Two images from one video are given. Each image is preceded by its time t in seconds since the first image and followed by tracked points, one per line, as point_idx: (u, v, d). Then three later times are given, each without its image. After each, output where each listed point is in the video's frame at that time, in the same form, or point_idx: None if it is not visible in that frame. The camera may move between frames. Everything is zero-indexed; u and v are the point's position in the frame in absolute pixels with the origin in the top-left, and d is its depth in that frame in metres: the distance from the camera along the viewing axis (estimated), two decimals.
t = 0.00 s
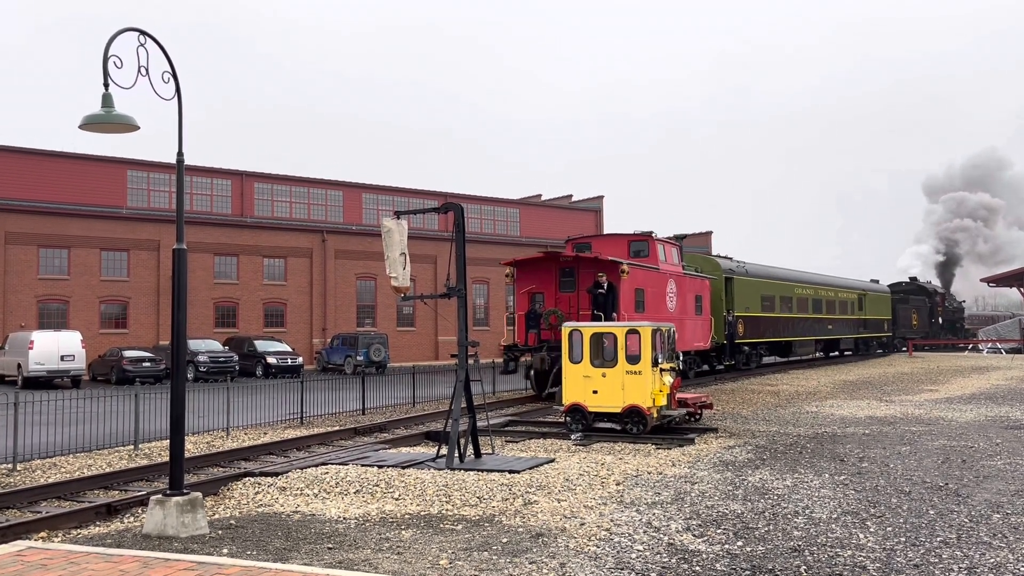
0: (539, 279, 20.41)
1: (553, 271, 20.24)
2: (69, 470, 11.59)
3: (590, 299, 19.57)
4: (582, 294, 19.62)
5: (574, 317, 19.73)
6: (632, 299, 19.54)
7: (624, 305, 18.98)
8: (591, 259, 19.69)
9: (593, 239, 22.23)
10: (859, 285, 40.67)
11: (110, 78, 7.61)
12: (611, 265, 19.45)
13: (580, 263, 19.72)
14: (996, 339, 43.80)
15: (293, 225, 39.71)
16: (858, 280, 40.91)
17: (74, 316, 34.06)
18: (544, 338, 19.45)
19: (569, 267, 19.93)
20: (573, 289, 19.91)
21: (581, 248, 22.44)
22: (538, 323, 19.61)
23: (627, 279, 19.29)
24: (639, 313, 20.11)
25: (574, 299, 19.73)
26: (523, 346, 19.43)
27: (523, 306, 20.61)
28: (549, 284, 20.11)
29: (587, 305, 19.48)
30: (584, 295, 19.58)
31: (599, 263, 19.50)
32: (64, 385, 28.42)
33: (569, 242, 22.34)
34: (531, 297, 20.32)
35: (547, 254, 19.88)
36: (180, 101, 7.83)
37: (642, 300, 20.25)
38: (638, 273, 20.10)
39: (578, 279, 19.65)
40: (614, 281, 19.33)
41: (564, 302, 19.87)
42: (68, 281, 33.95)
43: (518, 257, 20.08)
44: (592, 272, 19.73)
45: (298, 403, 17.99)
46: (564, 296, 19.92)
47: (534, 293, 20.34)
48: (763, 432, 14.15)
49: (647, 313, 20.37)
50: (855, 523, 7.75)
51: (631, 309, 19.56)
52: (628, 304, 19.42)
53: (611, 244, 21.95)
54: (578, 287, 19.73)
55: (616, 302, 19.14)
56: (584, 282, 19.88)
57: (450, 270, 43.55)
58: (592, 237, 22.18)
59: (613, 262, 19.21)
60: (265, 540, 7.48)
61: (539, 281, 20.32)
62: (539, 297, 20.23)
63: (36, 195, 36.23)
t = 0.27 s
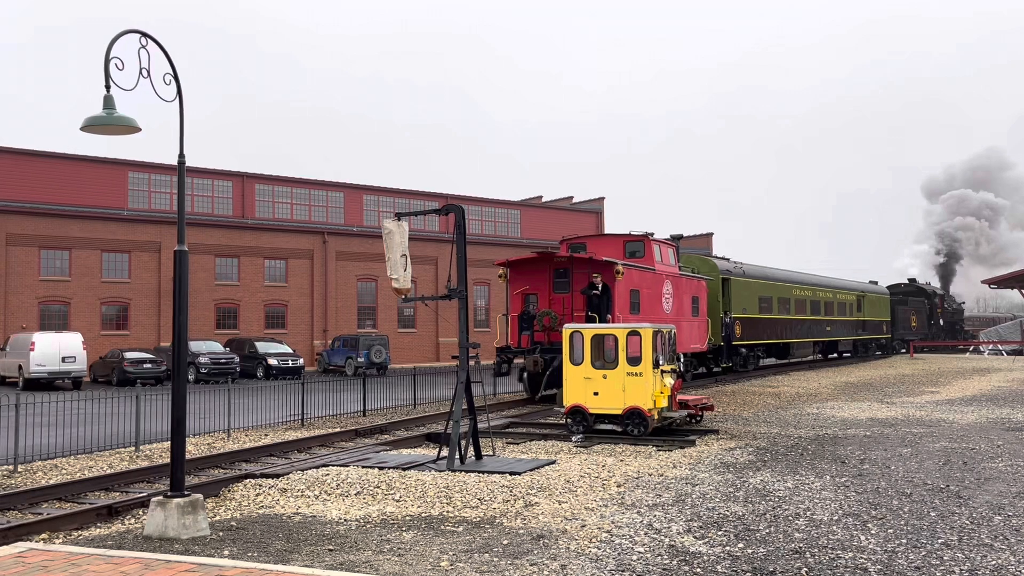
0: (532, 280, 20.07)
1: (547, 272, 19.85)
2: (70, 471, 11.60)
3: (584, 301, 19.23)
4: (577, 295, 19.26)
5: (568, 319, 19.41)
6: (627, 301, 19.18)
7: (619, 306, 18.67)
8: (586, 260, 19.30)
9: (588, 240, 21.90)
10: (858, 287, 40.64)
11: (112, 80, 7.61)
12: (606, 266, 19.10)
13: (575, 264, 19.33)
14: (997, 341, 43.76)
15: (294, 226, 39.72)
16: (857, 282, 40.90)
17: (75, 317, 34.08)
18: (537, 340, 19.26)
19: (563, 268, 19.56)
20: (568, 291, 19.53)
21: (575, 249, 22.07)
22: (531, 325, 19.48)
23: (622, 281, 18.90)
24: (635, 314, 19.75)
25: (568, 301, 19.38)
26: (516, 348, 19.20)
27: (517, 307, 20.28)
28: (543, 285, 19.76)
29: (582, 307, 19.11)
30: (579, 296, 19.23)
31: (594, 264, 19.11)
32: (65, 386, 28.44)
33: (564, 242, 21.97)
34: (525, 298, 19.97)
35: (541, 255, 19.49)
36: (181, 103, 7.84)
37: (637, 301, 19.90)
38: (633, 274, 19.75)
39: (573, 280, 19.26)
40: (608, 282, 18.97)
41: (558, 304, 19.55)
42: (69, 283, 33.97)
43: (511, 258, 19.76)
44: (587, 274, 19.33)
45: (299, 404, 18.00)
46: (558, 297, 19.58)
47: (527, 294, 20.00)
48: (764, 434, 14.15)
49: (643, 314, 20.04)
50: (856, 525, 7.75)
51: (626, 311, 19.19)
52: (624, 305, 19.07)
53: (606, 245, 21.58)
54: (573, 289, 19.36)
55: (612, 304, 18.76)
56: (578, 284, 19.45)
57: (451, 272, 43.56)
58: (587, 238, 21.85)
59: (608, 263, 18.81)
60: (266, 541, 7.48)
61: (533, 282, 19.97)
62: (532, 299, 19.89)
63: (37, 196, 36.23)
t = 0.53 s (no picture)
0: (527, 281, 19.88)
1: (542, 273, 19.66)
2: (71, 473, 11.62)
3: (578, 301, 18.97)
4: (570, 296, 19.03)
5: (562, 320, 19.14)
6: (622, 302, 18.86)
7: (614, 307, 18.40)
8: (579, 260, 19.05)
9: (584, 241, 21.64)
10: (857, 288, 40.62)
11: (113, 82, 7.63)
12: (600, 266, 18.84)
13: (569, 264, 19.10)
14: (998, 342, 43.74)
15: (296, 228, 39.75)
16: (856, 283, 40.88)
17: (77, 319, 34.10)
18: (531, 341, 19.06)
19: (557, 268, 19.34)
20: (561, 291, 19.31)
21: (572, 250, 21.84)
22: (525, 326, 19.28)
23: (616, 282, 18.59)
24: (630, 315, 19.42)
25: (562, 302, 19.15)
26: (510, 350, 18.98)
27: (512, 308, 20.10)
28: (537, 286, 19.58)
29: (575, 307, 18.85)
30: (572, 297, 18.96)
31: (588, 264, 18.86)
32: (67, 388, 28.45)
33: (560, 243, 21.75)
34: (520, 299, 19.79)
35: (535, 255, 19.31)
36: (183, 105, 7.85)
37: (633, 302, 19.56)
38: (628, 274, 19.47)
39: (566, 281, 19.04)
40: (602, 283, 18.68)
41: (552, 305, 19.28)
42: (70, 284, 34.00)
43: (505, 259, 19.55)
44: (581, 274, 19.09)
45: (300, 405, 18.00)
46: (551, 298, 19.38)
47: (522, 295, 19.82)
48: (765, 436, 14.15)
49: (638, 316, 19.70)
50: (858, 527, 7.74)
51: (621, 312, 18.86)
52: (619, 306, 18.79)
53: (602, 245, 21.31)
54: (566, 289, 19.13)
55: (605, 305, 18.48)
56: (572, 284, 19.22)
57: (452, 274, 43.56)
58: (582, 239, 21.58)
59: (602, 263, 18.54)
60: (267, 542, 7.49)
61: (528, 283, 19.79)
62: (527, 300, 19.71)
63: (38, 198, 36.25)
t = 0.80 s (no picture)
0: (520, 282, 19.11)
1: (535, 273, 18.85)
2: (73, 474, 11.63)
3: (572, 303, 18.20)
4: (564, 298, 18.25)
5: (556, 321, 18.35)
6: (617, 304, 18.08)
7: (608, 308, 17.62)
8: (574, 261, 18.24)
9: (579, 241, 20.76)
10: (855, 290, 40.59)
11: (116, 84, 7.64)
12: (594, 266, 18.03)
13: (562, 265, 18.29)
14: (1000, 345, 43.72)
15: (297, 230, 39.77)
16: (855, 285, 40.83)
17: (78, 320, 34.13)
18: (523, 344, 18.43)
19: (551, 269, 18.55)
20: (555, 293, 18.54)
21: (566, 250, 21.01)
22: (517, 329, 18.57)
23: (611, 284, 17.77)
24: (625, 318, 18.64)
25: (555, 304, 18.37)
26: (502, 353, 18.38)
27: (504, 310, 19.36)
28: (530, 288, 18.79)
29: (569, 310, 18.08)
30: (566, 298, 18.20)
31: (582, 265, 18.04)
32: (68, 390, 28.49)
33: (555, 243, 20.92)
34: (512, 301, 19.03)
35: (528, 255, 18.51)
36: (185, 107, 7.86)
37: (629, 304, 18.77)
38: (624, 275, 18.65)
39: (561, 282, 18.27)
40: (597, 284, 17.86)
41: (545, 307, 18.53)
42: (72, 286, 34.03)
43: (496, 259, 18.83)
44: (575, 275, 18.29)
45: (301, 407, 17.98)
46: (545, 300, 18.60)
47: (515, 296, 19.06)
48: (767, 438, 14.14)
49: (634, 318, 18.91)
50: (859, 529, 7.73)
51: (616, 315, 18.07)
52: (614, 308, 17.97)
53: (598, 245, 20.45)
54: (560, 291, 18.36)
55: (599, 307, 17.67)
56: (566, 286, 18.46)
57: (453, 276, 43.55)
58: (578, 239, 20.69)
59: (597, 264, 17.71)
60: (268, 544, 7.49)
61: (521, 284, 19.01)
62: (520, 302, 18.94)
63: (40, 200, 36.27)
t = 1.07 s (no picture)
0: (514, 283, 18.94)
1: (528, 274, 18.67)
2: (74, 476, 11.63)
3: (567, 305, 18.03)
4: (558, 299, 18.09)
5: (549, 323, 18.24)
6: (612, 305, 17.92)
7: (602, 310, 17.44)
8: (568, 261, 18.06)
9: (574, 241, 20.55)
10: (855, 292, 40.53)
11: (117, 86, 7.64)
12: (588, 267, 17.86)
13: (556, 266, 18.13)
14: (1001, 347, 43.65)
15: (299, 231, 39.79)
16: (854, 287, 40.80)
17: (80, 321, 34.16)
18: (516, 346, 18.28)
19: (544, 270, 18.38)
20: (549, 294, 18.37)
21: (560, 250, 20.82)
22: (510, 330, 18.43)
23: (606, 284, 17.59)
24: (620, 319, 18.49)
25: (549, 305, 18.22)
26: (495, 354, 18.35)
27: (497, 311, 19.21)
28: (524, 289, 18.61)
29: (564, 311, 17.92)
30: (560, 300, 18.03)
31: (576, 266, 17.88)
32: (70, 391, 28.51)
33: (548, 244, 20.71)
34: (506, 302, 18.87)
35: (521, 256, 18.34)
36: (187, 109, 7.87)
37: (623, 305, 18.63)
38: (618, 276, 18.49)
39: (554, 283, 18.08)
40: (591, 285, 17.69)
41: (539, 308, 18.42)
42: (74, 287, 34.06)
43: (489, 260, 18.65)
44: (569, 276, 18.12)
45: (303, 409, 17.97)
46: (538, 300, 18.44)
47: (508, 297, 18.90)
48: (768, 440, 14.13)
49: (629, 319, 18.76)
50: (861, 531, 7.73)
51: (611, 316, 17.90)
52: (608, 310, 17.81)
53: (592, 245, 20.27)
54: (553, 292, 18.19)
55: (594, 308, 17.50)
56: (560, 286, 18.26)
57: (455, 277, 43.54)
58: (573, 238, 20.52)
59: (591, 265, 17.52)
60: (270, 546, 7.49)
61: (514, 284, 18.84)
62: (513, 302, 18.76)
63: (41, 201, 36.31)
